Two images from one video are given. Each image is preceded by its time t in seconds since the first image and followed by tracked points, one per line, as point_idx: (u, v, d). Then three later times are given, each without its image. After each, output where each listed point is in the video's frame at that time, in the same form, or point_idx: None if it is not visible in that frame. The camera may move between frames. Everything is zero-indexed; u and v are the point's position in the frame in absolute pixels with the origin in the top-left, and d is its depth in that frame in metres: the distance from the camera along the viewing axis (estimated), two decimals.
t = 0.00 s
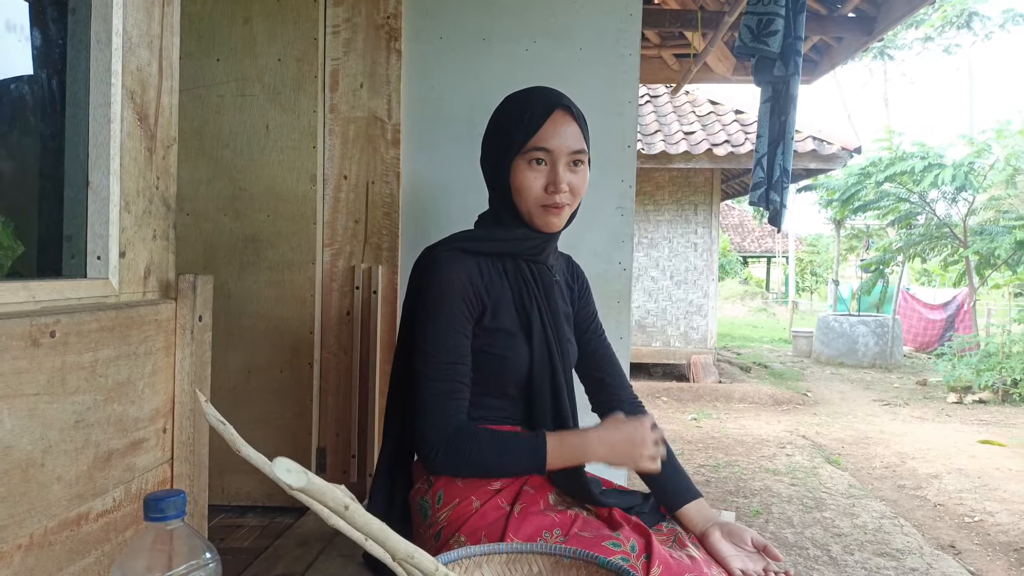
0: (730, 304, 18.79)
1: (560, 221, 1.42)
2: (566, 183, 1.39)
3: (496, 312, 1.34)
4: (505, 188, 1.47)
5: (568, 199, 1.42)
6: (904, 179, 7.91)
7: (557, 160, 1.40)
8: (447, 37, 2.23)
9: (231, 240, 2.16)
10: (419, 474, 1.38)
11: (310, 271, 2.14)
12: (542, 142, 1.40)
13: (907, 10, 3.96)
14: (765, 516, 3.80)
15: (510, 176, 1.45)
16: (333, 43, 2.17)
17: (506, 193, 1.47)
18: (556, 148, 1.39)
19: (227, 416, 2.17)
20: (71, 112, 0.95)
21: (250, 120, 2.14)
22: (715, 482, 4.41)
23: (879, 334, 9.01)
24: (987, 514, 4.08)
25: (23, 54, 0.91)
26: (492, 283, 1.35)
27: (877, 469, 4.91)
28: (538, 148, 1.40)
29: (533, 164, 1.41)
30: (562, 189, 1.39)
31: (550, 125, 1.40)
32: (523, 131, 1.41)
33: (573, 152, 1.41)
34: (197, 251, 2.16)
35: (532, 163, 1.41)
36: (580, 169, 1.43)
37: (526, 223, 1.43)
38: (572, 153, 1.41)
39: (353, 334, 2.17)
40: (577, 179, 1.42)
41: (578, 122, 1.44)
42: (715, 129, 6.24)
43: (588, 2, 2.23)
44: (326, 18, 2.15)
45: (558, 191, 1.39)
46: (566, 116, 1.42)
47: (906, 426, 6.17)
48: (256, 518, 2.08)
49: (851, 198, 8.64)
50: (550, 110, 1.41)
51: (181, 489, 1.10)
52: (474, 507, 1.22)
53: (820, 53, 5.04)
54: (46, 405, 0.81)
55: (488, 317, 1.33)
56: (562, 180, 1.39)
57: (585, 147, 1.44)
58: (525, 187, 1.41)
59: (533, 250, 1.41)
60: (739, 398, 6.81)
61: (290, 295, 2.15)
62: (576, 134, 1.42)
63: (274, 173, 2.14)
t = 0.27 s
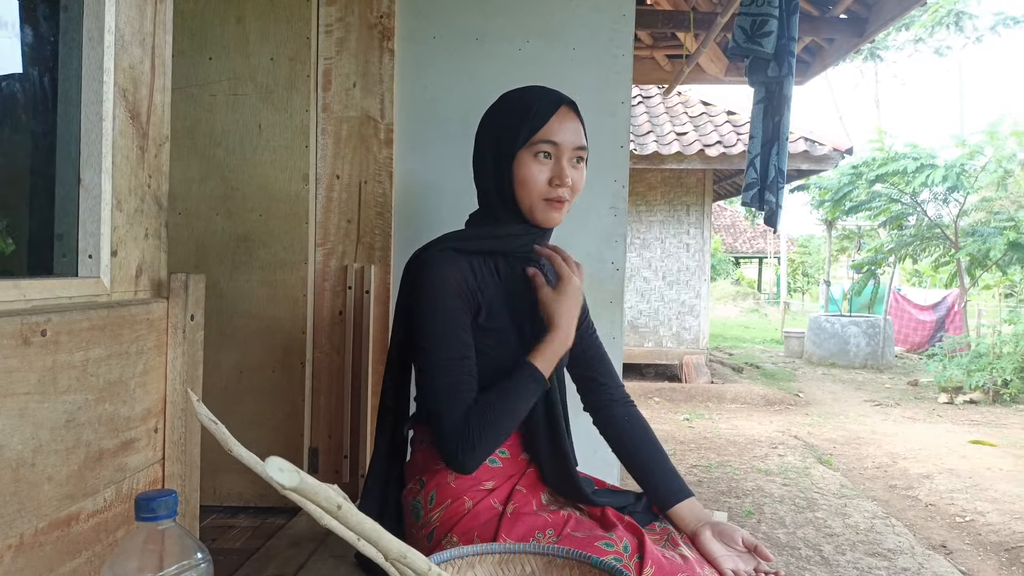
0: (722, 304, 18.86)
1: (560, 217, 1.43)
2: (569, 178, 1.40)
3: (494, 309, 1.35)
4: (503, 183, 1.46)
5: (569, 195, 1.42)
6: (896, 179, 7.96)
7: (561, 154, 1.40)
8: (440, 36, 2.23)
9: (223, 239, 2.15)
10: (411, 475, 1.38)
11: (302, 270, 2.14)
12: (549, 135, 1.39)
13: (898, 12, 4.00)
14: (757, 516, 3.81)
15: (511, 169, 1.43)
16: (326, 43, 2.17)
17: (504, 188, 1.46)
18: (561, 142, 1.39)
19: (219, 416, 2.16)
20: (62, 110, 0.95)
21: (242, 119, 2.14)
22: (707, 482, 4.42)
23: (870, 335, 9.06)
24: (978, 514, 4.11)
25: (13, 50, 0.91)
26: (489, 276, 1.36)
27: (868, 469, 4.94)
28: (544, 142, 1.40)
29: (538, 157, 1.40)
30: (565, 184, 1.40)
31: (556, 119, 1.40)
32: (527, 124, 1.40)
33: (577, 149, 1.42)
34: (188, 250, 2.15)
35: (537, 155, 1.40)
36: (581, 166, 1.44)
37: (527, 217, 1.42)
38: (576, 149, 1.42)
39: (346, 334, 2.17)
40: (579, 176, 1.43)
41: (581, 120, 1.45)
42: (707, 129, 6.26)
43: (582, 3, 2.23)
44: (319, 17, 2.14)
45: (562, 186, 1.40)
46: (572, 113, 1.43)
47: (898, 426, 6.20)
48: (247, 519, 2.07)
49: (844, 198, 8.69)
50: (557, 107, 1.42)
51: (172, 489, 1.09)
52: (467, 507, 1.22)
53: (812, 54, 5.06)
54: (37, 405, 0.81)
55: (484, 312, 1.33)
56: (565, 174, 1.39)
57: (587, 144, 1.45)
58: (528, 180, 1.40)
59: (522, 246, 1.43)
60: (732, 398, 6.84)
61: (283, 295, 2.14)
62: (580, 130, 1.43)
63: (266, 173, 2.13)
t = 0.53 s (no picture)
0: (714, 306, 18.92)
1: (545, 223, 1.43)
2: (558, 186, 1.41)
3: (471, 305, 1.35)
4: (491, 186, 1.44)
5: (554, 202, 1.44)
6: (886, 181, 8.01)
7: (551, 161, 1.41)
8: (427, 39, 2.22)
9: (209, 244, 2.14)
10: (398, 480, 1.37)
11: (289, 275, 2.13)
12: (541, 141, 1.40)
13: (886, 14, 4.03)
14: (748, 519, 3.82)
15: (501, 170, 1.42)
16: (312, 47, 2.16)
17: (491, 190, 1.44)
18: (552, 149, 1.40)
19: (205, 422, 2.15)
20: (39, 116, 0.94)
21: (228, 123, 2.13)
22: (699, 484, 4.43)
23: (861, 336, 9.11)
24: (969, 515, 4.13)
25: None
26: (466, 267, 1.38)
27: (860, 471, 4.96)
28: (537, 147, 1.40)
29: (530, 162, 1.41)
30: (554, 191, 1.41)
31: (548, 126, 1.41)
32: (520, 128, 1.40)
33: (567, 158, 1.44)
34: (174, 255, 2.14)
35: (529, 160, 1.41)
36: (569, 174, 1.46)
37: (513, 220, 1.42)
38: (566, 157, 1.43)
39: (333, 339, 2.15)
40: (565, 185, 1.45)
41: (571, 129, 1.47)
42: (698, 132, 6.28)
43: (568, 7, 2.24)
44: (305, 21, 2.14)
45: (550, 192, 1.41)
46: (565, 122, 1.45)
47: (889, 428, 6.23)
48: (235, 525, 2.06)
49: (835, 199, 8.74)
50: (551, 114, 1.43)
51: (154, 498, 1.08)
52: (453, 513, 1.22)
53: (802, 57, 5.09)
54: (12, 414, 0.80)
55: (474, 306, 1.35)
56: (555, 181, 1.40)
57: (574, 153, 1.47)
58: (517, 184, 1.40)
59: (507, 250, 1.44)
60: (723, 400, 6.86)
61: (270, 300, 2.13)
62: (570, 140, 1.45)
63: (253, 177, 2.13)
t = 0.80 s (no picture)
0: (709, 307, 18.97)
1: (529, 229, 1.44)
2: (545, 192, 1.41)
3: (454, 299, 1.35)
4: (480, 188, 1.45)
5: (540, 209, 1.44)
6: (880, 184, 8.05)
7: (540, 167, 1.42)
8: (421, 42, 2.22)
9: (203, 246, 2.14)
10: (389, 483, 1.38)
11: (283, 277, 2.13)
12: (531, 146, 1.42)
13: (878, 18, 4.06)
14: (741, 520, 3.84)
15: (489, 173, 1.44)
16: (306, 50, 2.17)
17: (480, 194, 1.46)
18: (542, 155, 1.42)
19: (198, 425, 2.15)
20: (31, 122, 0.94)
21: (221, 126, 2.13)
22: (692, 485, 4.45)
23: (855, 338, 9.16)
24: (960, 516, 4.16)
25: None
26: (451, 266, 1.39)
27: (852, 472, 4.98)
28: (526, 151, 1.42)
29: (518, 165, 1.42)
30: (540, 196, 1.41)
31: (539, 132, 1.43)
32: (512, 132, 1.42)
33: (556, 166, 1.45)
34: (167, 257, 2.14)
35: (517, 163, 1.42)
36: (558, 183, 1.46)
37: (498, 222, 1.42)
38: (555, 165, 1.44)
39: (327, 340, 2.15)
40: (553, 193, 1.45)
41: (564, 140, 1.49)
42: (692, 134, 6.30)
43: (562, 11, 2.25)
44: (299, 24, 2.15)
45: (536, 196, 1.41)
46: (558, 132, 1.47)
47: (882, 429, 6.26)
48: (228, 527, 2.06)
49: (828, 201, 8.78)
50: (544, 121, 1.45)
51: (145, 502, 1.08)
52: (445, 515, 1.22)
53: (796, 60, 5.12)
54: (3, 420, 0.80)
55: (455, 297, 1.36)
56: (540, 187, 1.41)
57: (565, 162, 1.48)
58: (505, 187, 1.41)
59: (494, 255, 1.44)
60: (717, 401, 6.88)
61: (262, 302, 2.13)
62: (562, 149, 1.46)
63: (246, 180, 2.13)
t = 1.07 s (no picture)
0: (705, 308, 19.00)
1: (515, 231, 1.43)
2: (530, 195, 1.40)
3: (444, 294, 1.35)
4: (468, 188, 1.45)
5: (525, 211, 1.43)
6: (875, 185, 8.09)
7: (526, 169, 1.41)
8: (418, 42, 2.23)
9: (199, 245, 2.14)
10: (383, 481, 1.38)
11: (279, 276, 2.13)
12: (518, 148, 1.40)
13: (874, 19, 4.08)
14: (737, 520, 3.85)
15: (477, 174, 1.43)
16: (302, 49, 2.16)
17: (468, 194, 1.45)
18: (528, 157, 1.40)
19: (193, 424, 2.14)
20: (28, 119, 0.94)
21: (218, 125, 2.13)
22: (688, 485, 4.46)
23: (850, 338, 9.19)
24: (955, 516, 4.18)
25: None
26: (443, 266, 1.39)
27: (848, 472, 5.00)
28: (512, 154, 1.40)
29: (505, 168, 1.41)
30: (524, 199, 1.40)
31: (527, 135, 1.42)
32: (499, 133, 1.41)
33: (543, 168, 1.43)
34: (163, 255, 2.14)
35: (504, 166, 1.41)
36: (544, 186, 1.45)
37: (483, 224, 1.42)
38: (542, 168, 1.43)
39: (323, 339, 2.15)
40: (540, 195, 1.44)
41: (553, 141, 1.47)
42: (688, 135, 6.31)
43: (558, 11, 2.26)
44: (296, 23, 2.15)
45: (520, 199, 1.40)
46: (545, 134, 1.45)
47: (877, 429, 6.28)
48: (223, 526, 2.05)
49: (824, 203, 8.81)
50: (532, 124, 1.43)
51: (141, 499, 1.08)
52: (440, 512, 1.22)
53: (792, 61, 5.13)
54: None
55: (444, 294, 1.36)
56: (525, 189, 1.40)
57: (554, 164, 1.46)
58: (491, 188, 1.41)
59: (487, 253, 1.44)
60: (713, 402, 6.90)
61: (259, 301, 2.13)
62: (549, 151, 1.45)
63: (242, 179, 2.13)
